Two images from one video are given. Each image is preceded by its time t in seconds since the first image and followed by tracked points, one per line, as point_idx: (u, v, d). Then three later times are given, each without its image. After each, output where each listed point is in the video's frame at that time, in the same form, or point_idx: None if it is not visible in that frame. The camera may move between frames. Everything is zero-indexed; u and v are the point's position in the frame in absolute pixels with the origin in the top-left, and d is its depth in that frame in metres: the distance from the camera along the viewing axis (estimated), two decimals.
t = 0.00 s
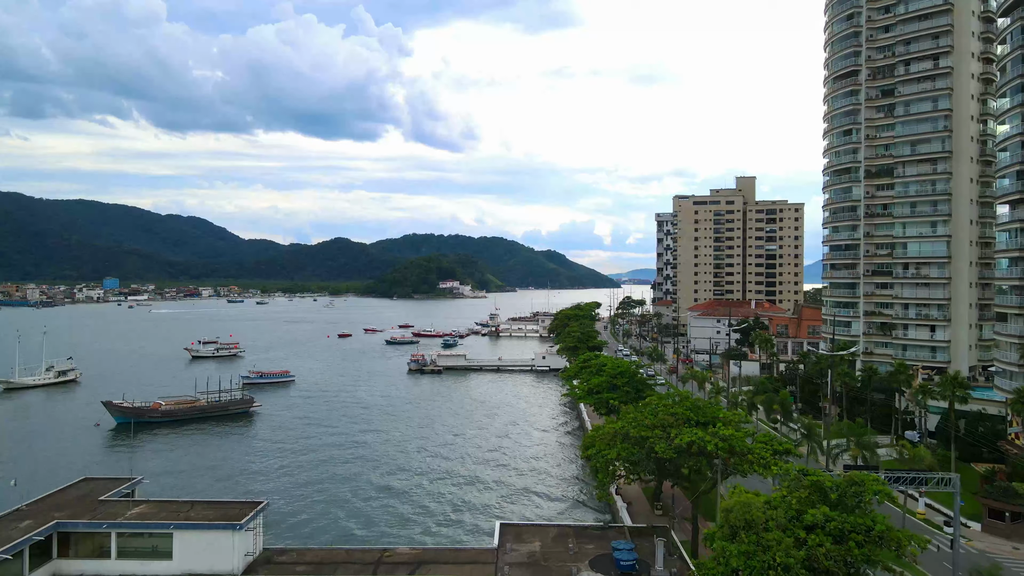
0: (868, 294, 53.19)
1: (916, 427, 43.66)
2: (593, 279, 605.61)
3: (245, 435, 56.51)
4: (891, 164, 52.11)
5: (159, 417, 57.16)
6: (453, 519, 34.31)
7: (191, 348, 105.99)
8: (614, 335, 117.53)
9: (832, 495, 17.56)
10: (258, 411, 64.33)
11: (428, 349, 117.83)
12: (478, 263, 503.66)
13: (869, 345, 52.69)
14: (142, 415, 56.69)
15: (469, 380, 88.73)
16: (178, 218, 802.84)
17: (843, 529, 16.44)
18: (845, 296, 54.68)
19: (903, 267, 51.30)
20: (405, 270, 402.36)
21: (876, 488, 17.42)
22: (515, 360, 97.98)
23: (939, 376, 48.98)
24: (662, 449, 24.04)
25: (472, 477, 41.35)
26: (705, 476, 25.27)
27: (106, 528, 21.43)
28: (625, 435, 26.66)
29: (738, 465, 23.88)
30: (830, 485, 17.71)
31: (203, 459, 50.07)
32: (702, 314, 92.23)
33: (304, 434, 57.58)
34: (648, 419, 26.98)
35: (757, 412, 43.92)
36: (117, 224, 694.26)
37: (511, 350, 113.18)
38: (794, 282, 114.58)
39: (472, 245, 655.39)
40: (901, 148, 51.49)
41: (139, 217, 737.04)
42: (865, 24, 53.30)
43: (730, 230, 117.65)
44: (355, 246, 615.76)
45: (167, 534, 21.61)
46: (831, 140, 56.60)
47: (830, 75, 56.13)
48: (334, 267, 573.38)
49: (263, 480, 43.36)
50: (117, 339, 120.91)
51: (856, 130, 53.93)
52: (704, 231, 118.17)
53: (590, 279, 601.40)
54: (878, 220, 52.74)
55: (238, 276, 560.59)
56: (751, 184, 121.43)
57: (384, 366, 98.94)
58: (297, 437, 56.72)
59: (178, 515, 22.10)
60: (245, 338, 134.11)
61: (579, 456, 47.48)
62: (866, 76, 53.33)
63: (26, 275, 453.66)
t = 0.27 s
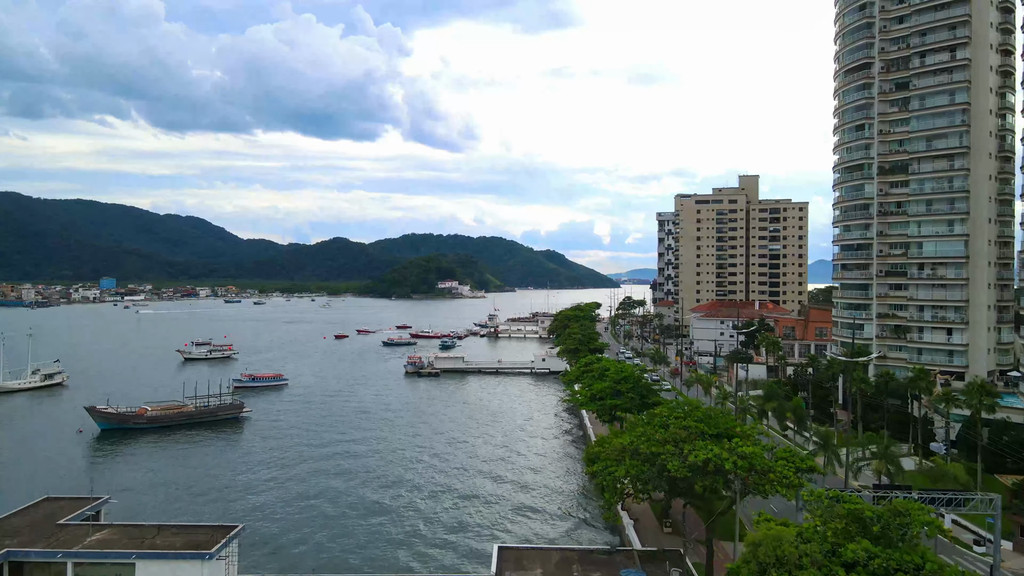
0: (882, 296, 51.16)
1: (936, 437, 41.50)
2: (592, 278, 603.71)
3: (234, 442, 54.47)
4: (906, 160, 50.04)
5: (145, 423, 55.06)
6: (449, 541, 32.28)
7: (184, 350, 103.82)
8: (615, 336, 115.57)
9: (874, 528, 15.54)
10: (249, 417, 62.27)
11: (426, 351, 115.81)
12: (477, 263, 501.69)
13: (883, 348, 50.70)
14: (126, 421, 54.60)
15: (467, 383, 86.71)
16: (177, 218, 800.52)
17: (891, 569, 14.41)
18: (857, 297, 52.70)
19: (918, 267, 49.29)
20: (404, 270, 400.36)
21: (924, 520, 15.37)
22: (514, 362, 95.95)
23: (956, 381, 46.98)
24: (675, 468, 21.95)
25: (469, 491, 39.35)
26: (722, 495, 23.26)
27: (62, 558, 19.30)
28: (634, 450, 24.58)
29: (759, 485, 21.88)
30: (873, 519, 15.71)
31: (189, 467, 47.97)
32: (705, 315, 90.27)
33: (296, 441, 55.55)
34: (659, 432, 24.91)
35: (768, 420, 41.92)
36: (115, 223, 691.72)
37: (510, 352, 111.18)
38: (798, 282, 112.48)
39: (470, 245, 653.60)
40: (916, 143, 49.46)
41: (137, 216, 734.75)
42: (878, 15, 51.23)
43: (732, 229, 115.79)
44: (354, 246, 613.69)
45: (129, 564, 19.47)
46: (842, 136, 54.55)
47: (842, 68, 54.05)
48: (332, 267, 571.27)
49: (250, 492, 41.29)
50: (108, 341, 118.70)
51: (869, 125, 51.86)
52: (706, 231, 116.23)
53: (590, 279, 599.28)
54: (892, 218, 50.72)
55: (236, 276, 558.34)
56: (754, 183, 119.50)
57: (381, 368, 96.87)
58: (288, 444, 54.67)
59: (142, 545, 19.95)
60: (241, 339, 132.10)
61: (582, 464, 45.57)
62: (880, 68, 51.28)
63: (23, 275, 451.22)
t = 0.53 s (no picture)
0: (895, 298, 49.16)
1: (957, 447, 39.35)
2: (591, 278, 601.82)
3: (221, 450, 52.37)
4: (921, 156, 48.06)
5: (128, 430, 52.99)
6: (445, 565, 30.29)
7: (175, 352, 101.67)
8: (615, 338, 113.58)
9: (928, 570, 13.64)
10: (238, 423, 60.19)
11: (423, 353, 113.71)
12: (476, 263, 499.76)
13: (896, 352, 48.70)
14: (108, 428, 52.55)
15: (464, 386, 84.63)
16: (174, 217, 797.75)
17: None
18: (869, 299, 50.76)
19: (934, 267, 47.26)
20: (402, 270, 398.19)
21: (984, 560, 13.42)
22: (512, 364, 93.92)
23: (974, 386, 44.97)
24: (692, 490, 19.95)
25: (466, 506, 37.29)
26: (741, 517, 21.30)
27: None
28: (644, 468, 22.50)
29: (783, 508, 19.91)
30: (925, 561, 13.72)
31: (174, 478, 45.92)
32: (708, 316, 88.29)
33: (287, 448, 53.50)
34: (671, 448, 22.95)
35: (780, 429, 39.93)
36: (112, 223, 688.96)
37: (508, 354, 109.06)
38: (802, 282, 110.44)
39: (469, 245, 651.63)
40: (932, 138, 47.47)
41: (135, 216, 732.03)
42: (892, 5, 49.26)
43: (735, 228, 113.86)
44: (352, 246, 611.46)
45: None
46: (853, 131, 52.53)
47: (853, 61, 52.04)
48: (330, 266, 569.01)
49: (236, 507, 39.23)
50: (99, 343, 116.55)
51: (882, 119, 49.84)
52: (708, 230, 114.25)
53: (589, 279, 597.41)
54: (906, 216, 48.72)
55: (234, 276, 555.96)
56: (756, 182, 117.56)
57: (377, 370, 94.80)
58: (278, 452, 52.61)
59: None
60: (235, 340, 129.92)
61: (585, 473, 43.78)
62: (893, 61, 49.28)
63: (19, 275, 448.63)
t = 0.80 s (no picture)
0: (910, 300, 47.10)
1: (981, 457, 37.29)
2: (590, 278, 599.92)
3: (206, 459, 50.17)
4: (938, 151, 46.03)
5: (109, 437, 50.81)
6: None
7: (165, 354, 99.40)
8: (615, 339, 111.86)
9: None
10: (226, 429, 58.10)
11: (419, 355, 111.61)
12: (474, 263, 497.69)
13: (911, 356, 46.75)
14: (87, 436, 50.31)
15: (462, 389, 82.52)
16: (171, 217, 794.63)
17: None
18: (881, 301, 48.74)
19: (951, 268, 45.20)
20: (400, 270, 396.12)
21: None
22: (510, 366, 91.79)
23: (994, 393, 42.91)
24: (711, 519, 17.87)
25: (463, 524, 35.15)
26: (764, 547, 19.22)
27: None
28: (655, 491, 20.35)
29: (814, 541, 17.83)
30: None
31: (156, 487, 43.82)
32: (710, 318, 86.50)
33: (276, 454, 51.49)
34: (684, 469, 20.85)
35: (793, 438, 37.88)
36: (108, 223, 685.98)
37: (506, 355, 106.96)
38: (805, 283, 108.34)
39: (467, 245, 649.51)
40: (949, 133, 45.43)
41: (132, 216, 729.13)
42: None
43: (737, 228, 111.91)
44: (350, 246, 608.94)
45: None
46: (865, 126, 50.43)
47: (865, 53, 49.95)
48: (327, 266, 566.63)
49: (219, 523, 37.00)
50: (89, 345, 114.25)
51: (896, 113, 47.76)
52: (709, 230, 112.45)
53: (587, 279, 595.34)
54: (921, 215, 46.68)
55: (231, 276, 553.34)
56: (759, 180, 115.59)
57: (372, 373, 92.63)
58: (266, 459, 50.55)
59: None
60: (228, 342, 127.69)
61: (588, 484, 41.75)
62: (908, 52, 47.22)
63: (14, 274, 445.71)
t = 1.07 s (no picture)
0: (925, 301, 45.09)
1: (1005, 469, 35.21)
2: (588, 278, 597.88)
3: (189, 467, 48.02)
4: (954, 147, 44.02)
5: (88, 446, 48.70)
6: None
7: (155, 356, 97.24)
8: (615, 340, 109.96)
9: None
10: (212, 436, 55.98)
11: (415, 357, 109.49)
12: (471, 262, 495.50)
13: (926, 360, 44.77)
14: (64, 444, 48.19)
15: (458, 393, 80.39)
16: (167, 217, 791.19)
17: None
18: (894, 303, 46.79)
19: (969, 268, 43.11)
20: (397, 270, 393.97)
21: None
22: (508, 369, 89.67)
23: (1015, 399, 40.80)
24: (735, 555, 15.73)
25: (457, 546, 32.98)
26: None
27: None
28: (669, 521, 18.22)
29: None
30: None
31: (136, 498, 41.71)
32: (712, 319, 84.59)
33: (264, 461, 49.35)
34: (700, 497, 18.76)
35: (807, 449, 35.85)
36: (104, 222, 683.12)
37: (504, 358, 104.83)
38: (808, 284, 106.33)
39: (464, 244, 647.22)
40: (966, 127, 43.36)
41: (127, 215, 725.75)
42: None
43: (738, 227, 109.97)
44: (346, 246, 606.29)
45: None
46: (878, 121, 48.41)
47: (877, 44, 47.94)
48: (324, 266, 564.21)
49: (196, 541, 34.79)
50: (79, 347, 112.15)
51: (911, 107, 45.75)
52: (710, 229, 110.57)
53: (584, 279, 593.24)
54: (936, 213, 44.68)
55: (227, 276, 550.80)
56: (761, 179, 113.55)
57: (366, 376, 90.50)
58: (253, 466, 48.44)
59: None
60: (221, 343, 125.50)
61: (589, 498, 39.69)
62: (923, 43, 45.20)
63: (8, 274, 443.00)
